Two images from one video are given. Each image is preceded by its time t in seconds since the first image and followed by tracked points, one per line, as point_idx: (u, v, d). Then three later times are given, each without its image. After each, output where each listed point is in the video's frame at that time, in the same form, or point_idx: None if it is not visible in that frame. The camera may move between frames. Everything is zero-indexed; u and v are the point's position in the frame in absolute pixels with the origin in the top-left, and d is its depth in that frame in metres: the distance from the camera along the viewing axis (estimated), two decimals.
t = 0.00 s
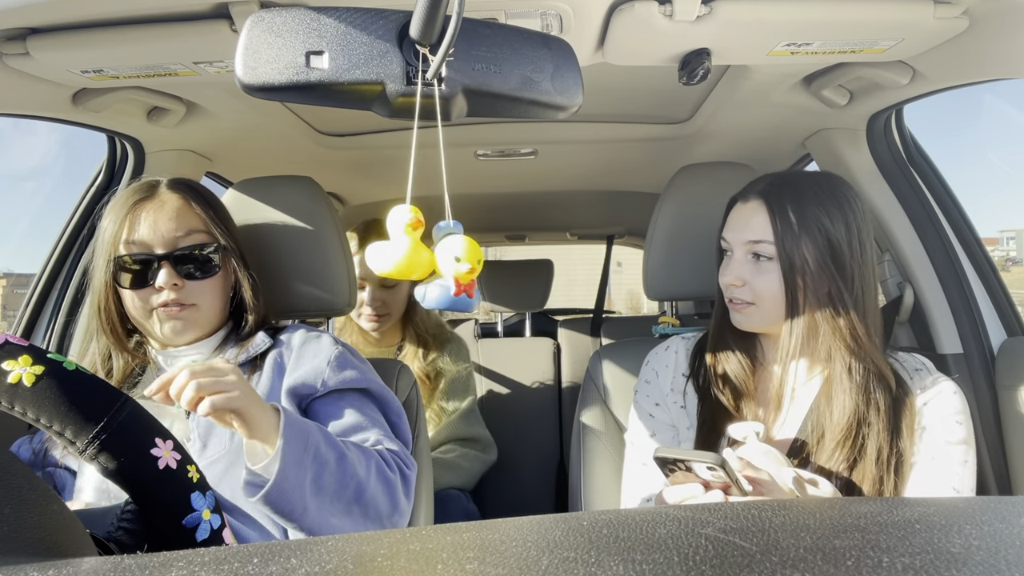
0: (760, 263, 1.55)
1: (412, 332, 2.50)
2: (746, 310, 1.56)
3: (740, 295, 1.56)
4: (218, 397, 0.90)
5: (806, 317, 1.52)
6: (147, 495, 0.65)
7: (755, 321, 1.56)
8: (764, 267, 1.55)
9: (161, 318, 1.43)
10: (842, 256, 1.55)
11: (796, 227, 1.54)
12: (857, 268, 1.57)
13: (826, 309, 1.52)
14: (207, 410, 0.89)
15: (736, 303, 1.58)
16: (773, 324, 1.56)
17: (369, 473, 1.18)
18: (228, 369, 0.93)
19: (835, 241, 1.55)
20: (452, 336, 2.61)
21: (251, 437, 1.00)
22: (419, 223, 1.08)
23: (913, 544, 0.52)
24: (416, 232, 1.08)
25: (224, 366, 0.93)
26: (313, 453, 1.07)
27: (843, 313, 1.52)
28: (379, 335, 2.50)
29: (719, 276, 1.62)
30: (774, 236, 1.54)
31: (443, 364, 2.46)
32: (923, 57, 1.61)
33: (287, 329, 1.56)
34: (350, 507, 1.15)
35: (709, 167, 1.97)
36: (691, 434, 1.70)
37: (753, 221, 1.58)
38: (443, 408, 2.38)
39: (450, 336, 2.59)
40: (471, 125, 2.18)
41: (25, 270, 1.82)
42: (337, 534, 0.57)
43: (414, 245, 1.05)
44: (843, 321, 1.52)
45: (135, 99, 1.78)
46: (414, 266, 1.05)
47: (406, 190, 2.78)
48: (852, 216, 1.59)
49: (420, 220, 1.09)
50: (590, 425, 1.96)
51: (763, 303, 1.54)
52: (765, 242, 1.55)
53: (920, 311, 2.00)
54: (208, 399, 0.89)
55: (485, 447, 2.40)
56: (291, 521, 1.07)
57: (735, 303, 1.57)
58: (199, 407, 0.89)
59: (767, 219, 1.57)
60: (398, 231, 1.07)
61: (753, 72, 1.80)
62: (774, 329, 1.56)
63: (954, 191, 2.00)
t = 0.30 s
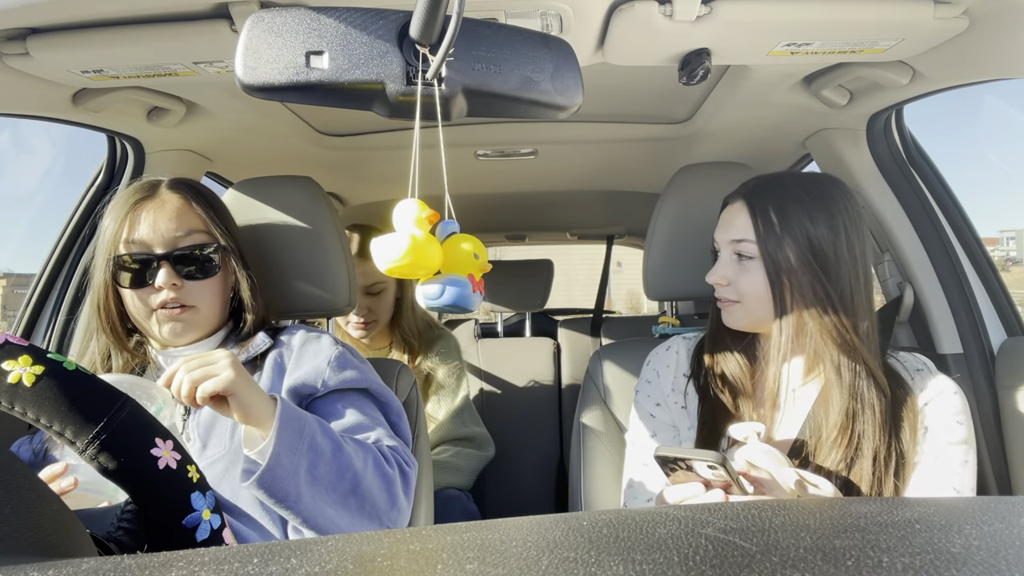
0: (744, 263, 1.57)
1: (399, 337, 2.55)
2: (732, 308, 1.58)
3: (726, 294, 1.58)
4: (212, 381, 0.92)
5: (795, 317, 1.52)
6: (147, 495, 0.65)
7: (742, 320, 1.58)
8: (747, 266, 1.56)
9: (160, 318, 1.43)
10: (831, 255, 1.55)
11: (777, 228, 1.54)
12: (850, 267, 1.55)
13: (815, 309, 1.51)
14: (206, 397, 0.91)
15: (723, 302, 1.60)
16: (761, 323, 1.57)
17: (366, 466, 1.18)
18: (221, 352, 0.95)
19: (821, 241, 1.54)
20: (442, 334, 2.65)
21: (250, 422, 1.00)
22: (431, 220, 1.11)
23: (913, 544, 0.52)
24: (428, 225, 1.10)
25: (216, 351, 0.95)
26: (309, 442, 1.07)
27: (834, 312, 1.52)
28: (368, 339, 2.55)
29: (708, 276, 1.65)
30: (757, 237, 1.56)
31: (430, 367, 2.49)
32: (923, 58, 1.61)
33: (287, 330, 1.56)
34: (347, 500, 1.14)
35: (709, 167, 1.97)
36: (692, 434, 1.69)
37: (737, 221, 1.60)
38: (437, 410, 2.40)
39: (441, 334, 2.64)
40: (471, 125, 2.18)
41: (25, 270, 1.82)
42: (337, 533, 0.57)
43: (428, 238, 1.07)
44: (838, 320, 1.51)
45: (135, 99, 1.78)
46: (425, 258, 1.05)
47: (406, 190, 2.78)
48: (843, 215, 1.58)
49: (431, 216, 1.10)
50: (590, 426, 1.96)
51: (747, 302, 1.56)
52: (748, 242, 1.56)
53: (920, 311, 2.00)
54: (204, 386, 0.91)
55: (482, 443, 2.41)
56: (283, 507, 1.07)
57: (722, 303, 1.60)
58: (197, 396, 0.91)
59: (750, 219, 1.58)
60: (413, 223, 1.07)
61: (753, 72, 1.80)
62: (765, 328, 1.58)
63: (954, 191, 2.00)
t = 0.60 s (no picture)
0: (722, 264, 1.59)
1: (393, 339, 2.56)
2: (715, 308, 1.62)
3: (708, 294, 1.62)
4: (208, 380, 0.92)
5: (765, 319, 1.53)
6: (146, 494, 0.65)
7: (725, 318, 1.61)
8: (726, 267, 1.58)
9: (159, 318, 1.43)
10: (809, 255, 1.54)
11: (750, 229, 1.55)
12: (830, 267, 1.54)
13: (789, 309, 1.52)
14: (202, 396, 0.91)
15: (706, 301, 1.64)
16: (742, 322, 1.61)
17: (365, 466, 1.18)
18: (218, 356, 0.96)
19: (795, 241, 1.54)
20: (439, 334, 2.66)
21: (248, 424, 1.01)
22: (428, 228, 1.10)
23: (914, 544, 0.52)
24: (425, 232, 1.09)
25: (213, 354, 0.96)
26: (308, 443, 1.07)
27: (811, 312, 1.52)
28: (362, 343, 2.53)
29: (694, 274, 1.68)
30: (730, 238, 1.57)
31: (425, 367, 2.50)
32: (923, 58, 1.61)
33: (287, 330, 1.56)
34: (346, 500, 1.14)
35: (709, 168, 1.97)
36: (690, 434, 1.69)
37: (716, 223, 1.62)
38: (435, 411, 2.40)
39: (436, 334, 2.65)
40: (470, 125, 2.18)
41: (25, 270, 1.82)
42: (338, 534, 0.57)
43: (425, 249, 1.07)
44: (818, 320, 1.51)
45: (135, 99, 1.78)
46: (421, 269, 1.06)
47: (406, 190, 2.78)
48: (821, 214, 1.56)
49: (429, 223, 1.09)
50: (589, 426, 1.96)
51: (727, 301, 1.59)
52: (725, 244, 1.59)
53: (920, 311, 2.00)
54: (200, 385, 0.91)
55: (480, 442, 2.42)
56: (282, 508, 1.06)
57: (706, 302, 1.64)
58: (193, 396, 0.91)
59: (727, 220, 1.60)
60: (408, 231, 1.06)
61: (753, 72, 1.80)
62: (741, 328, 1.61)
63: (953, 191, 2.00)
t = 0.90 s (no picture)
0: (723, 263, 1.59)
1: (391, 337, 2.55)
2: (716, 308, 1.62)
3: (709, 294, 1.62)
4: (209, 382, 0.92)
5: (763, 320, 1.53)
6: (147, 494, 0.65)
7: (726, 318, 1.60)
8: (727, 266, 1.58)
9: (160, 318, 1.42)
10: (809, 254, 1.54)
11: (751, 227, 1.55)
12: (830, 266, 1.55)
13: (787, 309, 1.52)
14: (202, 398, 0.91)
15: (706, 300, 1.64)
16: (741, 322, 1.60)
17: (363, 468, 1.18)
18: (216, 358, 0.96)
19: (797, 240, 1.54)
20: (438, 334, 2.66)
21: (247, 425, 1.01)
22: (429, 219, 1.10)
23: (913, 544, 0.52)
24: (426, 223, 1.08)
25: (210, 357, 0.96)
26: (306, 445, 1.07)
27: (809, 311, 1.52)
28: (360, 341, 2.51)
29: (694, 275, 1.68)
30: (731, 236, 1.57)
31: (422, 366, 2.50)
32: (923, 57, 1.61)
33: (287, 331, 1.57)
34: (345, 501, 1.14)
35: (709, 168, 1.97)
36: (690, 434, 1.69)
37: (717, 223, 1.62)
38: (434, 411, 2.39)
39: (433, 334, 2.66)
40: (470, 125, 2.18)
41: (25, 270, 1.82)
42: (337, 534, 0.57)
43: (426, 238, 1.07)
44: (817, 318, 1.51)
45: (135, 99, 1.78)
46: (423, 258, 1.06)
47: (406, 190, 2.78)
48: (821, 214, 1.57)
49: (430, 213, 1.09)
50: (589, 426, 1.95)
51: (728, 300, 1.58)
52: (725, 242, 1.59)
53: (920, 311, 2.00)
54: (199, 387, 0.91)
55: (479, 441, 2.42)
56: (280, 511, 1.06)
57: (705, 302, 1.63)
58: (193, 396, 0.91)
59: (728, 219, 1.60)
60: (406, 223, 1.07)
61: (752, 72, 1.80)
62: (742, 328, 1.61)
63: (953, 191, 2.00)
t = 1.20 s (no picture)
0: (722, 263, 1.60)
1: (393, 334, 2.55)
2: (716, 308, 1.62)
3: (709, 294, 1.62)
4: (208, 393, 0.91)
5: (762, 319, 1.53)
6: (147, 495, 0.65)
7: (726, 318, 1.61)
8: (726, 266, 1.59)
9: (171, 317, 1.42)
10: (807, 254, 1.54)
11: (748, 228, 1.55)
12: (829, 266, 1.55)
13: (786, 308, 1.52)
14: (201, 409, 0.91)
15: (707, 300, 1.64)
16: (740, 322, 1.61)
17: (363, 471, 1.18)
18: (215, 364, 0.95)
19: (794, 240, 1.54)
20: (439, 334, 2.66)
21: (246, 432, 1.01)
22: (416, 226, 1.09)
23: (913, 544, 0.52)
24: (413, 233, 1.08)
25: (209, 363, 0.95)
26: (305, 450, 1.07)
27: (807, 311, 1.52)
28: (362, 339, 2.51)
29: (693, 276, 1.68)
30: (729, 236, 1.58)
31: (422, 365, 2.51)
32: (923, 57, 1.61)
33: (286, 332, 1.57)
34: (345, 505, 1.14)
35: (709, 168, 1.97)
36: (691, 434, 1.69)
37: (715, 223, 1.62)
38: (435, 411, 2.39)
39: (433, 334, 2.66)
40: (470, 125, 2.18)
41: (25, 270, 1.82)
42: (337, 534, 0.57)
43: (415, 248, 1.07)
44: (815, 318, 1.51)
45: (135, 99, 1.78)
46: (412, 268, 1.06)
47: (406, 190, 2.78)
48: (819, 214, 1.56)
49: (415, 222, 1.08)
50: (590, 426, 1.95)
51: (728, 300, 1.59)
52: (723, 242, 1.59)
53: (920, 311, 2.00)
54: (199, 398, 0.91)
55: (480, 442, 2.41)
56: (281, 517, 1.06)
57: (706, 302, 1.64)
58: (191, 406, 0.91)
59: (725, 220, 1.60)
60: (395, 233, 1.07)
61: (752, 72, 1.80)
62: (742, 329, 1.61)
63: (953, 191, 2.00)
